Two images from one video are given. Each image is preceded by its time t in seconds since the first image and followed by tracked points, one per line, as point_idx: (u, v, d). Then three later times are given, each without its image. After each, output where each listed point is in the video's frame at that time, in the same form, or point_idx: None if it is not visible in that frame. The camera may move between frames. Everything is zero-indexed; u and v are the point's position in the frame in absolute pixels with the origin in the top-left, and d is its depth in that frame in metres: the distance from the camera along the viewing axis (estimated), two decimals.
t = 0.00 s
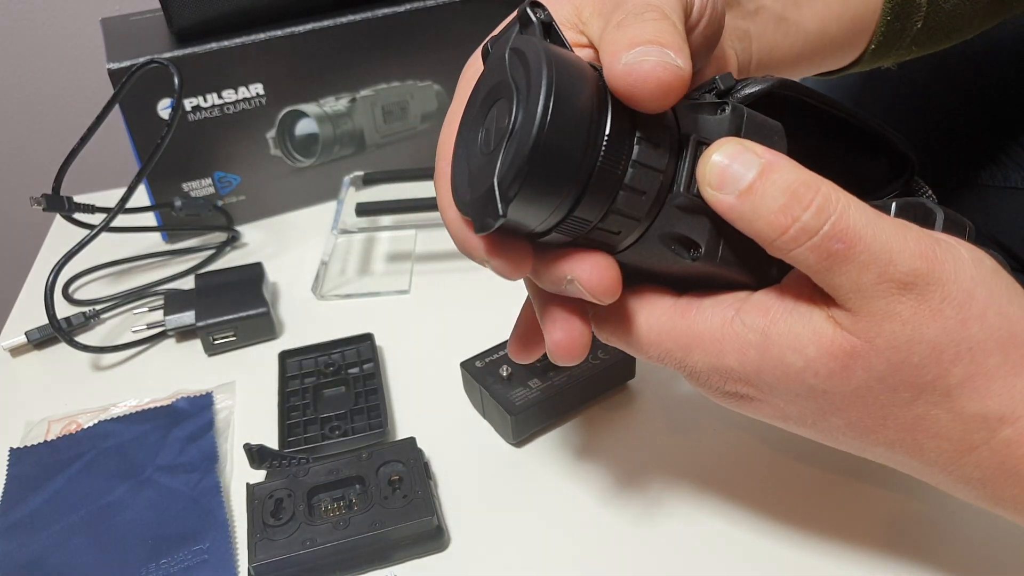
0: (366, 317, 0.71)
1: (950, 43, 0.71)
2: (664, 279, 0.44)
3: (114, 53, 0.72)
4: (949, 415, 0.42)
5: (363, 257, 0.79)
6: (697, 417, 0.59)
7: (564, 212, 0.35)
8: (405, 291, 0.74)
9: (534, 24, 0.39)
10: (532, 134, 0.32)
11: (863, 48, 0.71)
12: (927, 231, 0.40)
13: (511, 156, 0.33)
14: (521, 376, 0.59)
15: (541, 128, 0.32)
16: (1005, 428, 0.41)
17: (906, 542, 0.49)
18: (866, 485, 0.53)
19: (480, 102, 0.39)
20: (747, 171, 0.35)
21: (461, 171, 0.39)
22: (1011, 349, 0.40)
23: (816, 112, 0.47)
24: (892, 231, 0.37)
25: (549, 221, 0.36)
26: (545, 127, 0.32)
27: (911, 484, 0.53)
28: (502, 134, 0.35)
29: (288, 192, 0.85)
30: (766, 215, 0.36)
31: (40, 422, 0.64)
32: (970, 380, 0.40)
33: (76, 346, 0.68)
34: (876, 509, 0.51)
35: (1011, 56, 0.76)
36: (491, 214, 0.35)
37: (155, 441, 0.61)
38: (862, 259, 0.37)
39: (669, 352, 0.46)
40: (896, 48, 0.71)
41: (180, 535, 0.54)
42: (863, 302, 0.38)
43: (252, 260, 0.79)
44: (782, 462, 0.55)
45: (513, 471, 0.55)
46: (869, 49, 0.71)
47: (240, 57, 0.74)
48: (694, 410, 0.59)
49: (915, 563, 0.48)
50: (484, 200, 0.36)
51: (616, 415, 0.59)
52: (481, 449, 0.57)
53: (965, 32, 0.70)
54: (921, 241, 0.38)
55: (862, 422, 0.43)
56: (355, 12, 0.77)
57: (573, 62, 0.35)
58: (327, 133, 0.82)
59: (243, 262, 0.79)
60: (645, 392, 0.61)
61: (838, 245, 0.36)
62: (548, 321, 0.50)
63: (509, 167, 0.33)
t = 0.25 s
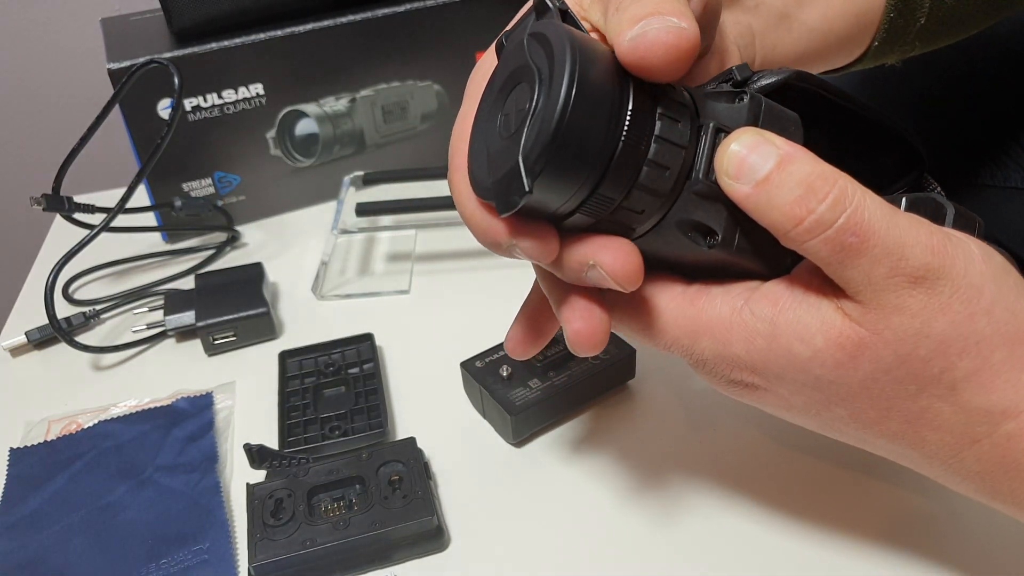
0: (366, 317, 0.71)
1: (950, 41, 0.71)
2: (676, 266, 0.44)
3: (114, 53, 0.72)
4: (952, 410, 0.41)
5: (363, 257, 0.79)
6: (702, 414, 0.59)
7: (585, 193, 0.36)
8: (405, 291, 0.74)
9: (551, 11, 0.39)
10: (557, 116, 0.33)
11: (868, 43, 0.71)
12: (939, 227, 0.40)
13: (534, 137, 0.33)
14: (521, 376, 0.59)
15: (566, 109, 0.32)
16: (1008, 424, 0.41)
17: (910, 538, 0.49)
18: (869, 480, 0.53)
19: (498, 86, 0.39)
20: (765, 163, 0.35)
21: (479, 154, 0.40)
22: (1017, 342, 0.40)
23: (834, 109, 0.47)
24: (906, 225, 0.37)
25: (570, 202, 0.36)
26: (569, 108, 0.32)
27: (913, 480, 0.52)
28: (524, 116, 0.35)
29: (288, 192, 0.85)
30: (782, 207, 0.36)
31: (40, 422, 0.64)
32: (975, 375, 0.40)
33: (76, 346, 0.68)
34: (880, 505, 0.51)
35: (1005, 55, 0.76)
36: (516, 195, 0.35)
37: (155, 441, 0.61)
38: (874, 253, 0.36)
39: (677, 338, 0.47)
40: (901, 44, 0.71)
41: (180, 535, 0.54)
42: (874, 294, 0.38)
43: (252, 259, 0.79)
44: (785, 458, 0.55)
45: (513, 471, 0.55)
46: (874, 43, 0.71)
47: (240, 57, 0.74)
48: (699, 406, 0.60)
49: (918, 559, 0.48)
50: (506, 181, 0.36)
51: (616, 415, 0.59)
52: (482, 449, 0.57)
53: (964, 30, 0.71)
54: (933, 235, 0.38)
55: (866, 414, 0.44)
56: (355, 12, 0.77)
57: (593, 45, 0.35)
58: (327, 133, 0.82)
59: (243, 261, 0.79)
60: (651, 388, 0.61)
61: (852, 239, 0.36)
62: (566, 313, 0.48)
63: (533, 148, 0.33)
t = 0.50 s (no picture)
0: (366, 317, 0.71)
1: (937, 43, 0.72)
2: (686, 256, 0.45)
3: (114, 53, 0.72)
4: (954, 409, 0.41)
5: (363, 257, 0.79)
6: (706, 412, 0.59)
7: (599, 176, 0.35)
8: (405, 291, 0.74)
9: None
10: (569, 97, 0.32)
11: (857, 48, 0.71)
12: (950, 226, 0.40)
13: (548, 119, 0.33)
14: (521, 376, 0.59)
15: (579, 91, 0.32)
16: (1011, 424, 0.41)
17: (914, 536, 0.49)
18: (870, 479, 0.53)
19: (509, 71, 0.39)
20: (778, 155, 0.35)
21: (490, 139, 0.39)
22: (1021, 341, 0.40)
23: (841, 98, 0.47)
24: (918, 224, 0.37)
25: (583, 186, 0.36)
26: (582, 90, 0.32)
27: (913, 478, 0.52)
28: (536, 99, 0.35)
29: (289, 192, 0.85)
30: (792, 201, 0.36)
31: (40, 422, 0.64)
32: (980, 374, 0.40)
33: (76, 346, 0.68)
34: (883, 504, 0.51)
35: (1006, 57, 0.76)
36: (529, 177, 0.35)
37: (155, 441, 0.61)
38: (884, 252, 0.36)
39: (680, 326, 0.47)
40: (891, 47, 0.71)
41: (180, 535, 0.54)
42: (881, 293, 0.38)
43: (252, 259, 0.79)
44: (787, 457, 0.55)
45: (514, 471, 0.55)
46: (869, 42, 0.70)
47: (240, 57, 0.74)
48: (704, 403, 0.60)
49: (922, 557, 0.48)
50: (519, 164, 0.36)
51: (616, 414, 0.59)
52: (482, 449, 0.57)
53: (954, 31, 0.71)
54: (944, 235, 0.38)
55: (868, 410, 0.44)
56: (355, 12, 0.77)
57: (606, 29, 0.35)
58: (327, 133, 0.82)
59: (243, 261, 0.79)
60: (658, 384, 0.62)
61: (863, 237, 0.36)
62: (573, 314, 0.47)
63: (546, 130, 0.33)
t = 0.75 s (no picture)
0: (367, 317, 0.71)
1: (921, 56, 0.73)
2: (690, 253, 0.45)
3: (114, 53, 0.72)
4: (954, 410, 0.41)
5: (363, 257, 0.79)
6: (710, 412, 0.59)
7: (608, 167, 0.35)
8: (405, 291, 0.74)
9: None
10: (576, 87, 0.32)
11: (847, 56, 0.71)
12: (956, 227, 0.39)
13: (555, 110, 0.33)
14: (521, 376, 0.59)
15: (586, 81, 0.32)
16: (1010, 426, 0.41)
17: (915, 537, 0.49)
18: (876, 478, 0.53)
19: (512, 66, 0.39)
20: (783, 157, 0.35)
21: (496, 133, 0.39)
22: None
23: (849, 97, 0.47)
24: (923, 228, 0.36)
25: (592, 177, 0.36)
26: (589, 80, 0.32)
27: (920, 476, 0.53)
28: (542, 91, 0.35)
29: (289, 192, 0.85)
30: (796, 204, 0.35)
31: (40, 422, 0.64)
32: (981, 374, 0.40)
33: (76, 346, 0.68)
34: (883, 506, 0.51)
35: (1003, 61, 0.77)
36: (539, 168, 0.35)
37: (155, 441, 0.61)
38: (888, 256, 0.36)
39: (682, 320, 0.47)
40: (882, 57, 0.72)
41: (180, 535, 0.54)
42: (883, 296, 0.38)
43: (252, 259, 0.79)
44: (788, 458, 0.55)
45: (513, 470, 0.55)
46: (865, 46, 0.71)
47: (240, 57, 0.74)
48: (706, 403, 0.60)
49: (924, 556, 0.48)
50: (526, 156, 0.36)
51: (616, 414, 0.59)
52: (482, 449, 0.57)
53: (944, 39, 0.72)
54: (950, 239, 0.37)
55: (867, 409, 0.44)
56: (355, 12, 0.77)
57: (612, 21, 0.35)
58: (327, 133, 0.82)
59: (243, 261, 0.79)
60: (662, 384, 0.62)
61: (865, 241, 0.36)
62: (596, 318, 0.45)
63: (554, 121, 0.33)
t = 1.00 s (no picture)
0: (366, 317, 0.71)
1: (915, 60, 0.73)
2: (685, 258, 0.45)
3: (114, 52, 0.72)
4: (950, 413, 0.41)
5: (363, 257, 0.79)
6: (708, 414, 0.59)
7: (603, 175, 0.35)
8: (405, 291, 0.74)
9: None
10: (570, 97, 0.32)
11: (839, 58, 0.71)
12: (949, 236, 0.39)
13: (549, 121, 0.33)
14: (521, 377, 0.59)
15: (579, 91, 0.32)
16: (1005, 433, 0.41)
17: (915, 539, 0.49)
18: (874, 480, 0.53)
19: (506, 78, 0.39)
20: (775, 168, 0.35)
21: (492, 144, 0.39)
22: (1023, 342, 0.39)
23: (850, 98, 0.47)
24: (915, 240, 0.36)
25: (588, 186, 0.36)
26: (582, 90, 0.32)
27: (918, 479, 0.53)
28: (536, 102, 0.35)
29: (289, 192, 0.85)
30: (786, 216, 0.35)
31: (40, 421, 0.64)
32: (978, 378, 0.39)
33: (76, 346, 0.68)
34: (883, 508, 0.51)
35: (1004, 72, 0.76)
36: (535, 179, 0.35)
37: (155, 441, 0.61)
38: (879, 266, 0.36)
39: (679, 322, 0.47)
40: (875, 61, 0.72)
41: (180, 536, 0.54)
42: (876, 306, 0.38)
43: (252, 259, 0.79)
44: (788, 461, 0.55)
45: (513, 470, 0.55)
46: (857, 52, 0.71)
47: (240, 57, 0.74)
48: (705, 405, 0.60)
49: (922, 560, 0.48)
50: (522, 167, 0.36)
51: (617, 414, 0.59)
52: (481, 449, 0.57)
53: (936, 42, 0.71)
54: (943, 250, 0.37)
55: (862, 412, 0.44)
56: (356, 12, 0.77)
57: (603, 32, 0.35)
58: (327, 133, 0.82)
59: (243, 261, 0.79)
60: (662, 386, 0.62)
61: (855, 253, 0.36)
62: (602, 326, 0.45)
63: (548, 131, 0.33)
